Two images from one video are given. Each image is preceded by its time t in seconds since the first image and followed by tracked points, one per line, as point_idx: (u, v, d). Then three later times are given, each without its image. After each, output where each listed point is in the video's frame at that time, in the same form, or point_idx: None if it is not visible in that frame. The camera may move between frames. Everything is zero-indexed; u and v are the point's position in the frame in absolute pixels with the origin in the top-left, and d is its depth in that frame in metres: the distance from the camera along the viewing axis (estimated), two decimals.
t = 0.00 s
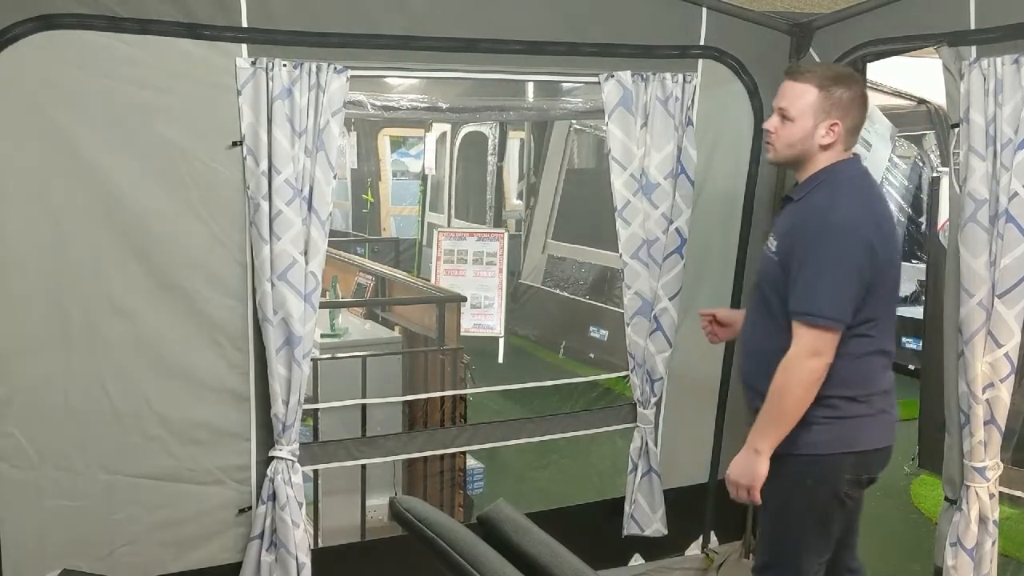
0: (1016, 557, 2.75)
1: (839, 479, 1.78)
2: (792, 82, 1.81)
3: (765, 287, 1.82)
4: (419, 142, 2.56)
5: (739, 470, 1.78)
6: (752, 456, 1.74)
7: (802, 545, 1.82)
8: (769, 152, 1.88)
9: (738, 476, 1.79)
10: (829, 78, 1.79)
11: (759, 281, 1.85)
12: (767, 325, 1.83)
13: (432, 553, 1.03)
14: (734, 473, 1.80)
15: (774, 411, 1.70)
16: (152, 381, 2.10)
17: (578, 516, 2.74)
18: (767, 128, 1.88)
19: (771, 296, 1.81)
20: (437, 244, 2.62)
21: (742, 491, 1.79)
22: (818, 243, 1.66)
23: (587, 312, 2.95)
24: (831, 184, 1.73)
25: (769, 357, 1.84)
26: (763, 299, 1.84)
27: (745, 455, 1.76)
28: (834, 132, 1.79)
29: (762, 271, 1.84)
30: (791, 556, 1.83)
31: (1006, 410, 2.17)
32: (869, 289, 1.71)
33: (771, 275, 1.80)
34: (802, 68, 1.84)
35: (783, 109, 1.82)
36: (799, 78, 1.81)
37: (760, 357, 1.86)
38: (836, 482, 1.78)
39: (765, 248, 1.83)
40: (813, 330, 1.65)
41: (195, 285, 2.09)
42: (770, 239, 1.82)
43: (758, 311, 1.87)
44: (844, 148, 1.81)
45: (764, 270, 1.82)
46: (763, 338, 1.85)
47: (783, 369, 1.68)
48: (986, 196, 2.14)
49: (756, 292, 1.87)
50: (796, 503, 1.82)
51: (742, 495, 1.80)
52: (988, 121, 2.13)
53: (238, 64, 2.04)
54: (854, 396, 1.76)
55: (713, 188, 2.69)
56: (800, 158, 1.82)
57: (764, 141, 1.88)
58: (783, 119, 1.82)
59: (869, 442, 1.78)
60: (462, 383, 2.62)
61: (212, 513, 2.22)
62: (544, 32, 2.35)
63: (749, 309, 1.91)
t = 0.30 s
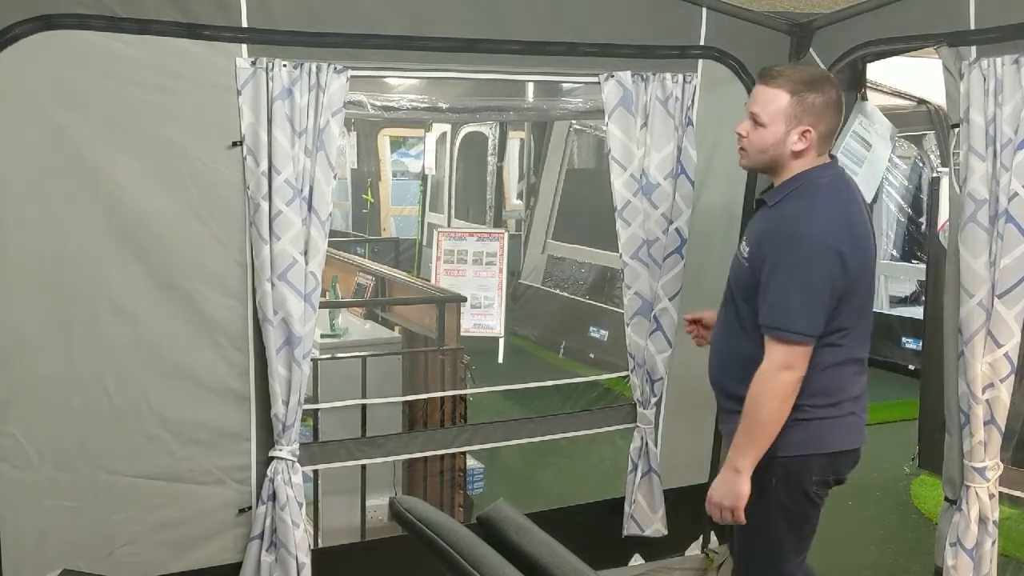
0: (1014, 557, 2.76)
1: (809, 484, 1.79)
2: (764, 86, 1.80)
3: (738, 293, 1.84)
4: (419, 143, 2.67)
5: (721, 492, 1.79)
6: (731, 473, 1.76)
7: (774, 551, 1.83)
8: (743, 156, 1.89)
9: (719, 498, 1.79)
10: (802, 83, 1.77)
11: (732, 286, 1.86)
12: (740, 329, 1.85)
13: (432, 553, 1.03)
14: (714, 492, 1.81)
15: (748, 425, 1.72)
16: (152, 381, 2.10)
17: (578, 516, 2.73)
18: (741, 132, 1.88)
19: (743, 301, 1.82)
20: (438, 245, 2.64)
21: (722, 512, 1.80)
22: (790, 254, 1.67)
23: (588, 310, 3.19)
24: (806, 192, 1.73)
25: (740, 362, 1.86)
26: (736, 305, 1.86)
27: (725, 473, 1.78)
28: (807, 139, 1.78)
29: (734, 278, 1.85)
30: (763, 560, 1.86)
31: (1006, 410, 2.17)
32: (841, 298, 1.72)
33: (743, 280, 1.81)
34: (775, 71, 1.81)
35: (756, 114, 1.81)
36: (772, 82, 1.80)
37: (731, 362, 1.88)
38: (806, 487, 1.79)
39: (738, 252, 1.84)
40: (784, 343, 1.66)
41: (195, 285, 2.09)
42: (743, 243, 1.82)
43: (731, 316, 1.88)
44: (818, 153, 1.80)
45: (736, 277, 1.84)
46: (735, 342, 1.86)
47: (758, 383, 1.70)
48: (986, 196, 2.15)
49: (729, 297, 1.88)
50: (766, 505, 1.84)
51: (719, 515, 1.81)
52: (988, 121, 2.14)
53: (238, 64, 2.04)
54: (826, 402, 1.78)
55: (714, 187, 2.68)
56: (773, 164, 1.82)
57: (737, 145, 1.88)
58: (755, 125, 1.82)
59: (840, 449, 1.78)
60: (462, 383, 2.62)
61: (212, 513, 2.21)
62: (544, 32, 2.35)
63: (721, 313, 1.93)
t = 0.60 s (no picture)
0: (1013, 557, 2.77)
1: (798, 484, 1.80)
2: (755, 86, 1.80)
3: (724, 289, 1.84)
4: (418, 143, 2.71)
5: (699, 485, 1.79)
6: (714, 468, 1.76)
7: (762, 551, 1.83)
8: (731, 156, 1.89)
9: (697, 491, 1.80)
10: (792, 83, 1.78)
11: (718, 282, 1.86)
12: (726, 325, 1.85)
13: (432, 553, 1.03)
14: (693, 486, 1.81)
15: (732, 422, 1.72)
16: (152, 381, 2.10)
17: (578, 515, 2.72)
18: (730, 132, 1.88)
19: (730, 298, 1.82)
20: (437, 244, 2.64)
21: (700, 505, 1.81)
22: (781, 252, 1.67)
23: (587, 310, 3.19)
24: (798, 193, 1.74)
25: (723, 357, 1.86)
26: (721, 300, 1.86)
27: (705, 467, 1.78)
28: (797, 139, 1.79)
29: (721, 273, 1.85)
30: (750, 561, 1.85)
31: (1006, 410, 2.17)
32: (829, 298, 1.73)
33: (731, 277, 1.81)
34: (765, 71, 1.82)
35: (746, 114, 1.81)
36: (763, 83, 1.80)
37: (715, 358, 1.88)
38: (795, 488, 1.80)
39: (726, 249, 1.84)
40: (772, 342, 1.66)
41: (195, 285, 2.09)
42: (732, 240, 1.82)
43: (716, 311, 1.88)
44: (807, 154, 1.81)
45: (723, 272, 1.84)
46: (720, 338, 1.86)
47: (744, 380, 1.70)
48: (986, 196, 2.15)
49: (714, 292, 1.88)
50: (754, 505, 1.84)
51: (695, 507, 1.82)
52: (988, 121, 2.14)
53: (238, 64, 2.05)
54: (811, 402, 1.79)
55: (714, 186, 2.67)
56: (763, 164, 1.83)
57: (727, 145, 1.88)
58: (745, 125, 1.82)
59: (822, 450, 1.80)
60: (463, 383, 2.63)
61: (212, 513, 2.21)
62: (544, 32, 2.35)
63: (705, 308, 1.93)
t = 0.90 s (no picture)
0: (1016, 557, 2.77)
1: (792, 478, 1.83)
2: (752, 83, 1.80)
3: (715, 284, 1.83)
4: (417, 143, 2.72)
5: (703, 481, 1.77)
6: (720, 463, 1.75)
7: (758, 546, 1.84)
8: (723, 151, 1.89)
9: (702, 488, 1.78)
10: (789, 81, 1.78)
11: (707, 276, 1.86)
12: (716, 320, 1.85)
13: (432, 552, 1.03)
14: (697, 481, 1.79)
15: (737, 415, 1.71)
16: (152, 381, 2.10)
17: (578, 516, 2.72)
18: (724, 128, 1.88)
19: (723, 293, 1.82)
20: (438, 244, 2.65)
21: (701, 500, 1.79)
22: (783, 249, 1.68)
23: (588, 310, 3.20)
24: (794, 190, 1.75)
25: (712, 352, 1.86)
26: (711, 295, 1.85)
27: (707, 462, 1.77)
28: (792, 137, 1.80)
29: (710, 267, 1.84)
30: (747, 557, 1.86)
31: (1007, 410, 2.17)
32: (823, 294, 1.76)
33: (724, 272, 1.80)
34: (761, 68, 1.82)
35: (742, 110, 1.81)
36: (760, 79, 1.80)
37: (703, 352, 1.88)
38: (789, 482, 1.82)
39: (717, 244, 1.83)
40: (776, 337, 1.67)
41: (195, 285, 2.09)
42: (724, 235, 1.82)
43: (704, 306, 1.88)
44: (799, 152, 1.83)
45: (713, 266, 1.83)
46: (709, 333, 1.86)
47: (748, 375, 1.70)
48: (985, 196, 2.15)
49: (703, 286, 1.88)
50: (751, 503, 1.84)
51: (699, 504, 1.80)
52: (988, 121, 2.14)
53: (238, 65, 2.05)
54: (801, 395, 1.82)
55: (714, 186, 2.66)
56: (757, 160, 1.83)
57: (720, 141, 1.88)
58: (741, 121, 1.82)
59: (811, 441, 1.84)
60: (463, 383, 2.63)
61: (212, 513, 2.21)
62: (544, 32, 2.35)
63: (692, 303, 1.92)
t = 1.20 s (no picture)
0: (1016, 557, 2.76)
1: (791, 473, 1.83)
2: (744, 84, 1.81)
3: (716, 284, 1.83)
4: (416, 143, 2.76)
5: (721, 481, 1.77)
6: (737, 463, 1.74)
7: (760, 542, 1.85)
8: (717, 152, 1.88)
9: (721, 488, 1.77)
10: (781, 80, 1.79)
11: (706, 276, 1.84)
12: (717, 320, 1.84)
13: (432, 552, 1.03)
14: (715, 483, 1.78)
15: (752, 413, 1.71)
16: (152, 381, 2.10)
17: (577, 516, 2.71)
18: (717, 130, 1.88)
19: (726, 293, 1.81)
20: (438, 244, 2.66)
21: (720, 500, 1.78)
22: (792, 248, 1.69)
23: (587, 310, 3.21)
24: (797, 190, 1.76)
25: (714, 352, 1.85)
26: (710, 294, 1.84)
27: (724, 463, 1.76)
28: (786, 135, 1.81)
29: (710, 267, 1.83)
30: (747, 554, 1.87)
31: (1006, 410, 2.17)
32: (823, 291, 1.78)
33: (728, 273, 1.80)
34: (753, 69, 1.83)
35: (735, 111, 1.81)
36: (753, 80, 1.81)
37: (704, 352, 1.87)
38: (789, 477, 1.83)
39: (718, 244, 1.82)
40: (788, 334, 1.68)
41: (195, 285, 2.09)
42: (725, 235, 1.81)
43: (703, 305, 1.87)
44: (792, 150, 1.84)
45: (713, 266, 1.83)
46: (710, 333, 1.85)
47: (760, 373, 1.70)
48: (985, 196, 2.15)
49: (700, 286, 1.87)
50: (750, 500, 1.85)
51: (718, 505, 1.79)
52: (988, 121, 2.14)
53: (238, 64, 2.05)
54: (799, 391, 1.85)
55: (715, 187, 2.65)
56: (751, 160, 1.83)
57: (715, 143, 1.87)
58: (735, 121, 1.82)
59: (812, 435, 1.86)
60: (463, 383, 2.63)
61: (212, 513, 2.21)
62: (544, 32, 2.35)
63: (689, 303, 1.90)
